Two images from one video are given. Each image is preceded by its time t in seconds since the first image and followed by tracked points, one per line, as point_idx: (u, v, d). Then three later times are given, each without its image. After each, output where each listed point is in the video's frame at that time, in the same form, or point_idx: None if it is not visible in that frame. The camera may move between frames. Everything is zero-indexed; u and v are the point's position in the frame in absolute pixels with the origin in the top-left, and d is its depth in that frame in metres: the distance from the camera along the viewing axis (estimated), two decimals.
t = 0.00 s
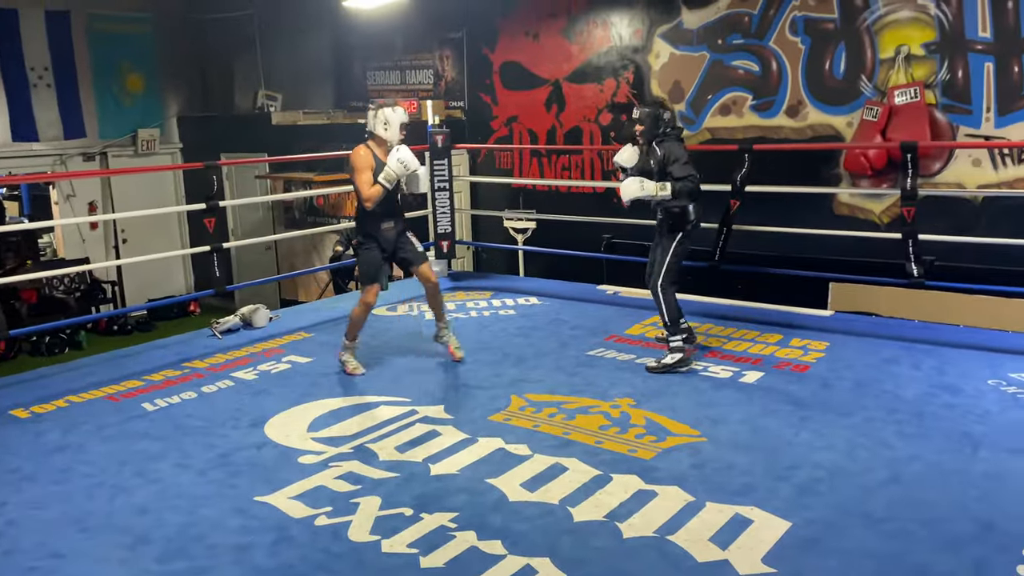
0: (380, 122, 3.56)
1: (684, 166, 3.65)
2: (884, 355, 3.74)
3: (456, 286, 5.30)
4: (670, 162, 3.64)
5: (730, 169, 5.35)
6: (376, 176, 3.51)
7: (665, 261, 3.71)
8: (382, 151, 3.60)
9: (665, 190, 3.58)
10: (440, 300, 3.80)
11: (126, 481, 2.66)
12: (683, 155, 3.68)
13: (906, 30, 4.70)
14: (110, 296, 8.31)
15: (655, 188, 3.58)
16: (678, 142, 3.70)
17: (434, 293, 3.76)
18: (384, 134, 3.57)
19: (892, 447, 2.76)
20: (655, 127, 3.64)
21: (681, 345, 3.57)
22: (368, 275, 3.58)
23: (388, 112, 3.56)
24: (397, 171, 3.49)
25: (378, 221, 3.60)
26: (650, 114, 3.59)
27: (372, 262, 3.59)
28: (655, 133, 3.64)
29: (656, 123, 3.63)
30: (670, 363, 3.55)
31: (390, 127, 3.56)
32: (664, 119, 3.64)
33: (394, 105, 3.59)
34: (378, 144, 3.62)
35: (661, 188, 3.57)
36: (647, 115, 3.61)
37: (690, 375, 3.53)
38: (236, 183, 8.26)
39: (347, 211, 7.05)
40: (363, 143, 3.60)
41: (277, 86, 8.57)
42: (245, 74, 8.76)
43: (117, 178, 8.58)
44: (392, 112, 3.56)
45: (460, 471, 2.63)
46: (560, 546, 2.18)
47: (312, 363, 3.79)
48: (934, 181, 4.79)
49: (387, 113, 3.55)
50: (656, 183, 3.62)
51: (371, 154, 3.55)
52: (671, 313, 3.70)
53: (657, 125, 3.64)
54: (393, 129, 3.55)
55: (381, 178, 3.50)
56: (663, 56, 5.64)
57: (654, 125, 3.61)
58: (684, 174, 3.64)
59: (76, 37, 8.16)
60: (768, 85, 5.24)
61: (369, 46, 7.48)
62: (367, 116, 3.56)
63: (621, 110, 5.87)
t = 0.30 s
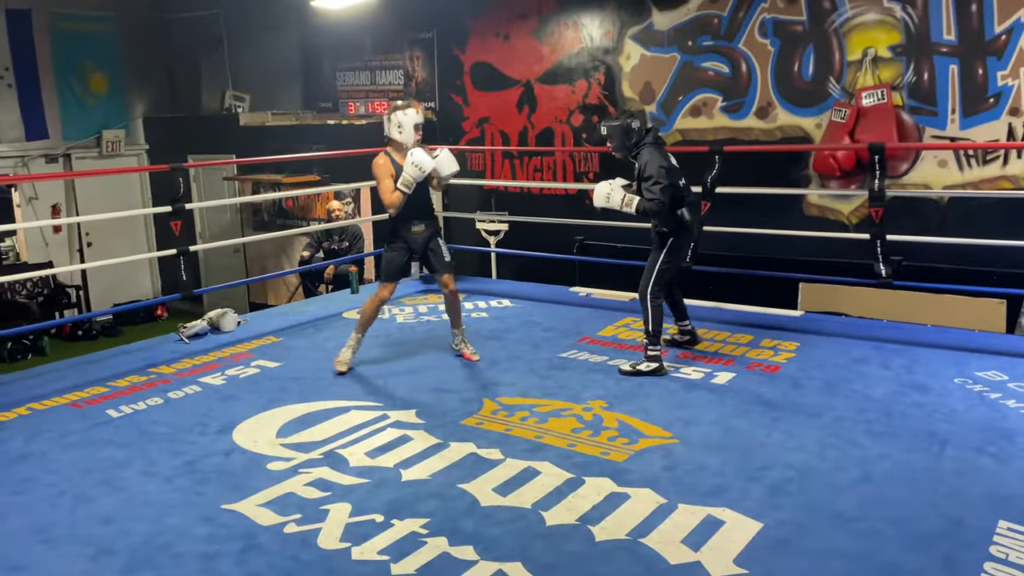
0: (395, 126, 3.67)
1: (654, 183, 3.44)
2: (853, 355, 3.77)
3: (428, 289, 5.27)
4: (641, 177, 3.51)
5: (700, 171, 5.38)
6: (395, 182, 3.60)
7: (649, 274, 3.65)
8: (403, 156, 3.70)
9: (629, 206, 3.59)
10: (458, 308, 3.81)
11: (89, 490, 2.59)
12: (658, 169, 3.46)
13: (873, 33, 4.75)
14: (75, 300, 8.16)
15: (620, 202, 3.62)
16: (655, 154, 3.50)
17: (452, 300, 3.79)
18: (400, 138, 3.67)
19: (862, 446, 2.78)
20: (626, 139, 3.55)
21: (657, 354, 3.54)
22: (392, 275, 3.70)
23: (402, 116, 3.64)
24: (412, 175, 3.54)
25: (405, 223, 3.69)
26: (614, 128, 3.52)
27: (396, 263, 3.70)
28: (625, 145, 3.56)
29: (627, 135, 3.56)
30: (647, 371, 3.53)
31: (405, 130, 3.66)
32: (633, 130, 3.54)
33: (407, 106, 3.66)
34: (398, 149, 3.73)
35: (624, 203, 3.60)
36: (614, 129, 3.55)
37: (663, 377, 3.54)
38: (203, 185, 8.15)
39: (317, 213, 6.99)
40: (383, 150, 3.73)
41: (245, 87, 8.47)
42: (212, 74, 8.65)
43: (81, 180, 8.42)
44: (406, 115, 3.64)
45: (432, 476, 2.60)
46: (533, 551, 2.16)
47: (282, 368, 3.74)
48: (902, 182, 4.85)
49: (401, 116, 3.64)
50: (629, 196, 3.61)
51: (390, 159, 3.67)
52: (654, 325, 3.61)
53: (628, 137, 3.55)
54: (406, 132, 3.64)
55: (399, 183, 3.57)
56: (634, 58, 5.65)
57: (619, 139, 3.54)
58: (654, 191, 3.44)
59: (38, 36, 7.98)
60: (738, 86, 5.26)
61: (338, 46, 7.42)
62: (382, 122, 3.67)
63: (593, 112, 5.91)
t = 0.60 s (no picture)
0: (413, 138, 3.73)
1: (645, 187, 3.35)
2: (820, 355, 3.81)
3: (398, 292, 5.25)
4: (632, 180, 3.42)
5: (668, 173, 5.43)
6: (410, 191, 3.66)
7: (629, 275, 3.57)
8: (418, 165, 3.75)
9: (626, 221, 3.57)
10: (489, 305, 3.89)
11: (50, 501, 2.55)
12: (648, 174, 3.36)
13: (836, 37, 4.82)
14: (37, 306, 8.02)
15: (618, 220, 3.63)
16: (651, 158, 3.41)
17: (478, 300, 3.88)
18: (418, 149, 3.73)
19: (828, 446, 2.81)
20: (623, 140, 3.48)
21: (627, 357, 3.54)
22: (407, 281, 3.79)
23: (420, 127, 3.70)
24: (428, 185, 3.58)
25: (418, 232, 3.76)
26: (611, 127, 3.44)
27: (411, 269, 3.78)
28: (621, 146, 3.48)
29: (624, 136, 3.47)
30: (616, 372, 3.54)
31: (423, 141, 3.71)
32: (630, 132, 3.45)
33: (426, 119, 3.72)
34: (415, 159, 3.79)
35: (622, 221, 3.60)
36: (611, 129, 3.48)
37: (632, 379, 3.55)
38: (170, 188, 8.05)
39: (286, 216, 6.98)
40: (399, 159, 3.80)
41: (212, 89, 8.38)
42: (178, 75, 8.55)
43: (44, 183, 8.28)
44: (423, 126, 3.69)
45: (401, 481, 2.59)
46: (502, 555, 2.16)
47: (250, 373, 3.70)
48: (865, 184, 4.91)
49: (419, 128, 3.70)
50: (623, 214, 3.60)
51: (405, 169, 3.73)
52: (625, 327, 3.58)
53: (625, 138, 3.47)
54: (424, 143, 3.69)
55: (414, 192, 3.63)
56: (602, 61, 5.68)
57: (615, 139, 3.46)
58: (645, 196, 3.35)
59: None
60: (705, 90, 5.31)
61: (307, 48, 7.37)
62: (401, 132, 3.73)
63: (562, 115, 5.93)
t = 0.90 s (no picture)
0: (415, 119, 3.76)
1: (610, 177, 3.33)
2: (777, 356, 3.85)
3: (357, 295, 5.20)
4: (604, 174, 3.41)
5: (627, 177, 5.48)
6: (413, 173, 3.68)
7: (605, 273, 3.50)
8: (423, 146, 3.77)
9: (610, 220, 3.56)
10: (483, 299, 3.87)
11: None
12: (614, 164, 3.35)
13: (791, 41, 4.88)
14: None
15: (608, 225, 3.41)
16: (624, 153, 3.38)
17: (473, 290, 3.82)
18: (420, 131, 3.75)
19: (784, 446, 2.84)
20: (605, 137, 3.49)
21: (597, 360, 3.48)
22: (412, 263, 3.79)
23: (421, 109, 3.74)
24: (429, 165, 3.60)
25: (425, 212, 3.76)
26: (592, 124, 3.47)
27: (416, 250, 3.79)
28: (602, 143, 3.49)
29: (606, 134, 3.49)
30: (586, 376, 3.48)
31: (424, 123, 3.73)
32: (610, 128, 3.46)
33: (429, 102, 3.76)
34: (420, 142, 3.82)
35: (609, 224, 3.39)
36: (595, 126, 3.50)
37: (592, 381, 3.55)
38: (122, 190, 7.88)
39: (241, 218, 6.96)
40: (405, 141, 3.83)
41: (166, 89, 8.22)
42: (131, 75, 8.37)
43: None
44: (425, 109, 3.73)
45: (357, 488, 2.55)
46: (459, 562, 2.14)
47: (203, 379, 3.62)
48: (820, 187, 4.98)
49: (420, 110, 3.74)
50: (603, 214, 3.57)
51: (409, 150, 3.75)
52: (597, 326, 3.50)
53: (606, 135, 3.48)
54: (425, 124, 3.72)
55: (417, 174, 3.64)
56: (562, 63, 5.69)
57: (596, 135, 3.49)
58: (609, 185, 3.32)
59: None
60: (664, 93, 5.34)
61: (265, 48, 7.28)
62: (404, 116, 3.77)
63: (522, 116, 5.92)
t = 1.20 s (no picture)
0: (400, 138, 3.75)
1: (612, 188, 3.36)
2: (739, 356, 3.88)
3: (320, 297, 5.14)
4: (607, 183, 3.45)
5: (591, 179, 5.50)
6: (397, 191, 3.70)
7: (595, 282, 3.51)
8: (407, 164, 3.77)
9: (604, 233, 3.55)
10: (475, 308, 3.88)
11: None
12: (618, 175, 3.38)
13: (752, 45, 4.95)
14: None
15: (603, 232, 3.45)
16: (628, 165, 3.40)
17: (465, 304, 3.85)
18: (404, 150, 3.74)
19: (746, 445, 2.86)
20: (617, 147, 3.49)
21: (566, 363, 3.48)
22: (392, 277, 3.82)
23: (408, 127, 3.72)
24: (411, 185, 3.63)
25: (408, 228, 3.79)
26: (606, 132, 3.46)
27: (397, 264, 3.81)
28: (612, 153, 3.48)
29: (619, 144, 3.48)
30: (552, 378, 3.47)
31: (409, 142, 3.73)
32: (624, 140, 3.45)
33: (414, 120, 3.74)
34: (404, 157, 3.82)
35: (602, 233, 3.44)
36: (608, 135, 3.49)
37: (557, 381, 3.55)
38: (78, 190, 7.70)
39: (201, 219, 6.85)
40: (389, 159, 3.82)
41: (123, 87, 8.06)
42: (87, 72, 8.19)
43: None
44: (412, 126, 3.72)
45: (318, 491, 2.52)
46: (423, 564, 2.11)
47: (161, 382, 3.55)
48: (781, 189, 5.04)
49: (407, 127, 3.72)
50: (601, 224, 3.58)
51: (393, 169, 3.76)
52: (576, 334, 3.49)
53: (618, 145, 3.47)
54: (410, 143, 3.71)
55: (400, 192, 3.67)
56: (527, 65, 5.69)
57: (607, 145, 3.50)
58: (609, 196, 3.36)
59: None
60: (628, 95, 5.37)
61: (226, 46, 7.18)
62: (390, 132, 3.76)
63: (487, 117, 5.91)
